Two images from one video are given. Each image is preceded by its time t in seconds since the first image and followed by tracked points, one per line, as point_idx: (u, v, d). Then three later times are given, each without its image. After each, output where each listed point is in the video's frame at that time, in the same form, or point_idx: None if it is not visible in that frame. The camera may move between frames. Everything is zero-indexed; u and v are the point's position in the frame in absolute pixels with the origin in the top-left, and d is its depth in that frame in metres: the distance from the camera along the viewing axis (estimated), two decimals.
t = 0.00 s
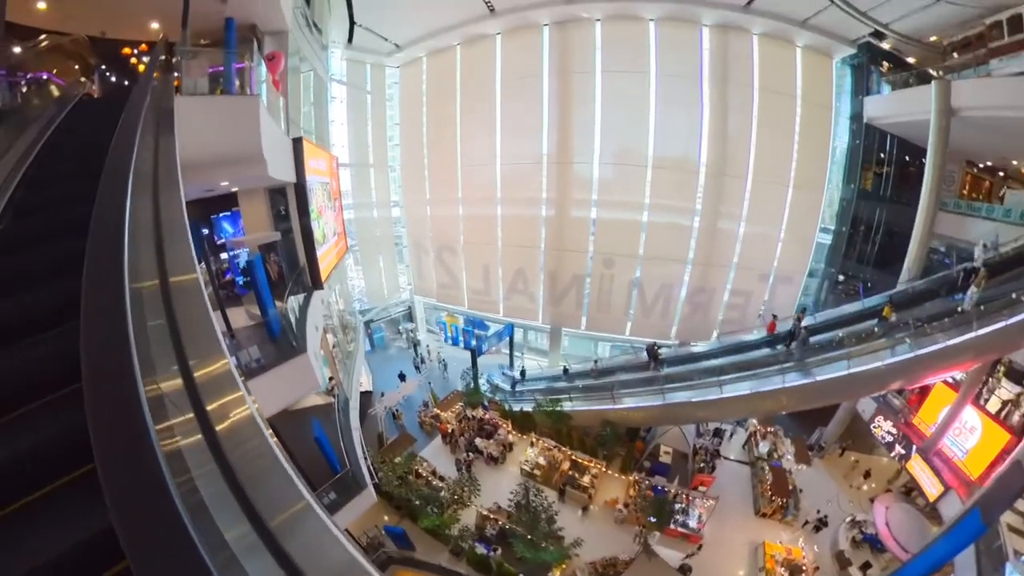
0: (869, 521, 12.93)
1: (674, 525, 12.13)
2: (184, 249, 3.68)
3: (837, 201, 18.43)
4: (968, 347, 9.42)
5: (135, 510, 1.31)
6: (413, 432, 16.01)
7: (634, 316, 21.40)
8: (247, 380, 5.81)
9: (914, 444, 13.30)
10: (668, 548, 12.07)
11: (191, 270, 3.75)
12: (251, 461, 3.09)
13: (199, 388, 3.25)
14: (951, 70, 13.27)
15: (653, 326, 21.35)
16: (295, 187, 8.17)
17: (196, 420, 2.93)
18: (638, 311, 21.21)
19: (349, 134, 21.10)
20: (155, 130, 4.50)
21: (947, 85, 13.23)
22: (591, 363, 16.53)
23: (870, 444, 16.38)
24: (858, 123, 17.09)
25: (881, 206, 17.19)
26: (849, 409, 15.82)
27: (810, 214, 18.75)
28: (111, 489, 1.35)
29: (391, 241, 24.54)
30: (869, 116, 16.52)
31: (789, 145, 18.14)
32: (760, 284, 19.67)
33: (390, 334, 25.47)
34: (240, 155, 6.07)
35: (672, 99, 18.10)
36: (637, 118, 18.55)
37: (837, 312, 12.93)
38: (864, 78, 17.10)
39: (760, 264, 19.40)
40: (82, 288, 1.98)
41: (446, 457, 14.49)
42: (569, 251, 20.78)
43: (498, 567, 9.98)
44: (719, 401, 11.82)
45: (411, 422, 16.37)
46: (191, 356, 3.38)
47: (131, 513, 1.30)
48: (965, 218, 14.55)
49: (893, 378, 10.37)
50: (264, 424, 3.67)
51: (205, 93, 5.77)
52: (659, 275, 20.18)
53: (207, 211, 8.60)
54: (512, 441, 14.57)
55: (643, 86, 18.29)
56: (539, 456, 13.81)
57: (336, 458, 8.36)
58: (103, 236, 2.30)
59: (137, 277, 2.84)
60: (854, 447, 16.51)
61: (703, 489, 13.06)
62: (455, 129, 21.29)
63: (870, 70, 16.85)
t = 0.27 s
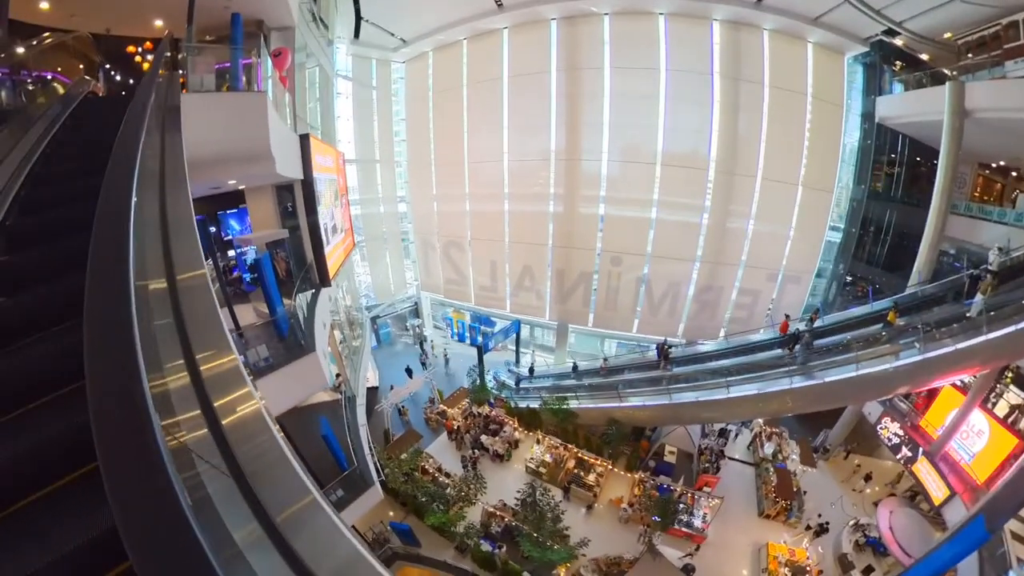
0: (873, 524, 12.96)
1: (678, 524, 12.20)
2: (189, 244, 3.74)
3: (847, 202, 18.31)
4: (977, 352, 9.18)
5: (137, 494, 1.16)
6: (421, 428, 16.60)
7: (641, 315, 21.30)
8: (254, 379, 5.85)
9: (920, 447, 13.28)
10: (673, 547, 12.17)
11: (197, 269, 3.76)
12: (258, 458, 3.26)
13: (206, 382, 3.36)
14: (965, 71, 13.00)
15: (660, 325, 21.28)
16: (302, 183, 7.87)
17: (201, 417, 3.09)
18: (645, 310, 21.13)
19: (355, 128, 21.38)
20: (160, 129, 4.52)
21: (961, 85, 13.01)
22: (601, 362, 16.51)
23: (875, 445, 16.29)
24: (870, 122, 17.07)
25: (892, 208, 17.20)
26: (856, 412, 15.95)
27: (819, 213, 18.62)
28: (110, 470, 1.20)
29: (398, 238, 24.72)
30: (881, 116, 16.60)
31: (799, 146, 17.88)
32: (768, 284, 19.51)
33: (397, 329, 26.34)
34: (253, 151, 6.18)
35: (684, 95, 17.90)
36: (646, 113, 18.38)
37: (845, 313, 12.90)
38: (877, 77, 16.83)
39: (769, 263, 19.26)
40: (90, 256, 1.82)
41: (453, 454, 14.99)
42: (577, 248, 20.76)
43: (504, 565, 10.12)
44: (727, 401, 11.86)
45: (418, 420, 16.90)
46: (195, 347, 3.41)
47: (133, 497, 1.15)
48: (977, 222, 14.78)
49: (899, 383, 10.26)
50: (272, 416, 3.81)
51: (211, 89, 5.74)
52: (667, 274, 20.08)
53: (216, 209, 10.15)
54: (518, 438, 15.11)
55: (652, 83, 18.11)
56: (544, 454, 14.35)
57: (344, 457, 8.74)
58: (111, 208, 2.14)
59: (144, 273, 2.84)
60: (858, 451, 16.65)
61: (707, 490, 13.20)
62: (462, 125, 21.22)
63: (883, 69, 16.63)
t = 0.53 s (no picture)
0: (877, 527, 12.97)
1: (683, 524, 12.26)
2: (198, 243, 3.70)
3: (856, 203, 18.28)
4: (986, 359, 9.02)
5: (136, 493, 1.16)
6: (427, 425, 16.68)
7: (648, 314, 21.25)
8: (262, 380, 5.90)
9: (926, 452, 13.22)
10: (677, 546, 12.31)
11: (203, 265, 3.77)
12: (263, 454, 3.34)
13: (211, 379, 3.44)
14: (979, 71, 12.57)
15: (666, 324, 21.24)
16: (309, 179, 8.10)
17: (204, 414, 3.16)
18: (652, 308, 21.07)
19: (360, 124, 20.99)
20: (164, 126, 4.54)
21: (974, 87, 12.60)
22: (609, 359, 16.68)
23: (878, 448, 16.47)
24: (882, 122, 16.82)
25: (904, 209, 16.84)
26: (862, 415, 15.63)
27: (828, 212, 18.50)
28: (109, 469, 1.20)
29: (404, 234, 24.80)
30: (892, 116, 16.29)
31: (808, 145, 17.80)
32: (776, 284, 19.45)
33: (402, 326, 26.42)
34: (265, 149, 6.28)
35: (693, 93, 17.75)
36: (655, 111, 18.23)
37: (854, 314, 12.79)
38: (888, 76, 16.65)
39: (777, 263, 19.17)
40: (89, 255, 1.83)
41: (458, 452, 15.07)
42: (584, 246, 20.70)
43: (509, 563, 10.32)
44: (734, 403, 11.88)
45: (424, 417, 17.06)
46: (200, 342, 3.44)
47: (134, 497, 1.16)
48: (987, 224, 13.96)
49: (906, 386, 10.19)
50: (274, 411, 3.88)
51: (214, 86, 5.72)
52: (675, 273, 20.01)
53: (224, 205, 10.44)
54: (523, 435, 15.02)
55: (661, 81, 17.96)
56: (549, 452, 14.27)
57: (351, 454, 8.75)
58: (109, 207, 2.14)
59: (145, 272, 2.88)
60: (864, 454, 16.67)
61: (713, 491, 13.06)
62: (469, 122, 21.08)
63: (894, 68, 16.42)
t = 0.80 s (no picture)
0: (880, 531, 12.94)
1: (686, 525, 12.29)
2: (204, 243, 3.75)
3: (865, 205, 17.94)
4: (992, 365, 9.06)
5: (142, 490, 1.12)
6: (431, 424, 16.74)
7: (654, 314, 21.16)
8: (268, 379, 5.95)
9: (931, 456, 13.11)
10: (679, 547, 12.27)
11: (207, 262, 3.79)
12: (268, 451, 3.29)
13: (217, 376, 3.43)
14: (989, 72, 12.40)
15: (672, 324, 21.14)
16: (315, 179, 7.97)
17: (208, 410, 3.12)
18: (657, 309, 20.98)
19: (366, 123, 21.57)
20: (170, 126, 4.60)
21: (985, 88, 12.31)
22: (617, 359, 16.71)
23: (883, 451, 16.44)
24: (892, 123, 16.47)
25: (912, 210, 16.62)
26: (867, 417, 15.68)
27: (837, 214, 18.33)
28: (114, 467, 1.17)
29: (409, 232, 24.90)
30: (902, 118, 16.06)
31: (816, 145, 17.63)
32: (782, 285, 19.32)
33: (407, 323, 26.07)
34: (272, 149, 6.31)
35: (700, 92, 17.62)
36: (662, 109, 18.12)
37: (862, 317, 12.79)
38: (898, 76, 16.36)
39: (784, 264, 19.04)
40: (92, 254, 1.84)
41: (462, 450, 15.16)
42: (589, 245, 20.65)
43: (512, 563, 10.40)
44: (740, 405, 11.81)
45: (429, 415, 17.16)
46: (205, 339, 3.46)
47: (140, 494, 1.11)
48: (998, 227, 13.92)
49: (913, 391, 10.13)
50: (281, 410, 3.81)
51: (220, 86, 5.77)
52: (681, 274, 19.91)
53: (228, 203, 10.62)
54: (528, 435, 15.10)
55: (668, 80, 17.84)
56: (554, 452, 14.34)
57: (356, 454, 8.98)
58: (113, 207, 2.15)
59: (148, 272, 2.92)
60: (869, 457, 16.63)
61: (716, 492, 13.24)
62: (475, 120, 21.05)
63: (903, 69, 16.16)
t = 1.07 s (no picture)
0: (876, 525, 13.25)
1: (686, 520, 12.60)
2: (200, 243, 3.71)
3: (862, 201, 18.23)
4: (986, 364, 9.20)
5: (136, 497, 1.11)
6: (431, 422, 16.74)
7: (652, 310, 21.21)
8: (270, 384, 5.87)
9: (926, 451, 13.38)
10: (677, 541, 12.56)
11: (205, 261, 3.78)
12: (267, 452, 3.24)
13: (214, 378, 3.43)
14: (988, 71, 12.66)
15: (670, 321, 21.21)
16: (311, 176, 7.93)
17: (206, 412, 3.20)
18: (656, 305, 21.03)
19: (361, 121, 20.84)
20: (163, 124, 4.51)
21: (984, 87, 12.60)
22: (618, 355, 16.75)
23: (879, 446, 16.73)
24: (888, 120, 16.89)
25: (909, 208, 16.82)
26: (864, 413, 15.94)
27: (835, 211, 18.43)
28: (106, 473, 1.15)
29: (406, 229, 24.64)
30: (899, 116, 16.38)
31: (814, 142, 17.66)
32: (780, 282, 19.43)
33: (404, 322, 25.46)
34: (268, 149, 6.26)
35: (698, 90, 17.60)
36: (660, 105, 18.08)
37: (859, 314, 12.92)
38: (896, 74, 16.66)
39: (782, 261, 19.14)
40: (84, 251, 1.76)
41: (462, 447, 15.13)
42: (588, 242, 20.65)
43: (515, 560, 10.35)
44: (739, 401, 11.91)
45: (429, 414, 17.18)
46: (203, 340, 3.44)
47: (131, 501, 1.10)
48: (991, 226, 13.65)
49: (909, 388, 10.31)
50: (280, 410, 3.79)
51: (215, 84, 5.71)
52: (679, 270, 19.95)
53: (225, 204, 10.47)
54: (529, 432, 15.04)
55: (666, 76, 17.79)
56: (554, 448, 14.35)
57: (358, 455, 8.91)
58: (106, 205, 2.10)
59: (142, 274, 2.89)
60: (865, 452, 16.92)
61: (715, 487, 13.43)
62: (472, 117, 20.90)
63: (901, 68, 16.50)
